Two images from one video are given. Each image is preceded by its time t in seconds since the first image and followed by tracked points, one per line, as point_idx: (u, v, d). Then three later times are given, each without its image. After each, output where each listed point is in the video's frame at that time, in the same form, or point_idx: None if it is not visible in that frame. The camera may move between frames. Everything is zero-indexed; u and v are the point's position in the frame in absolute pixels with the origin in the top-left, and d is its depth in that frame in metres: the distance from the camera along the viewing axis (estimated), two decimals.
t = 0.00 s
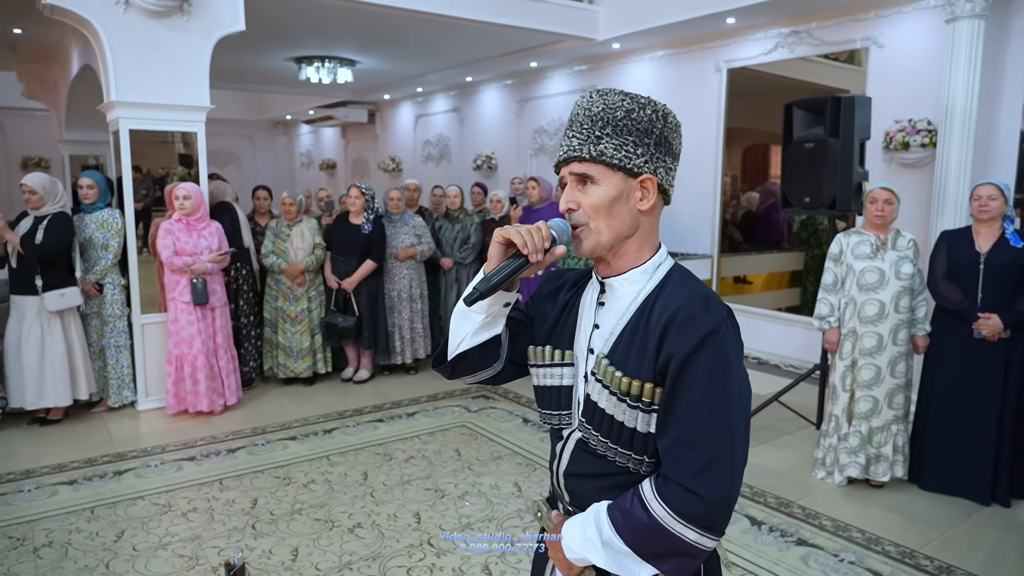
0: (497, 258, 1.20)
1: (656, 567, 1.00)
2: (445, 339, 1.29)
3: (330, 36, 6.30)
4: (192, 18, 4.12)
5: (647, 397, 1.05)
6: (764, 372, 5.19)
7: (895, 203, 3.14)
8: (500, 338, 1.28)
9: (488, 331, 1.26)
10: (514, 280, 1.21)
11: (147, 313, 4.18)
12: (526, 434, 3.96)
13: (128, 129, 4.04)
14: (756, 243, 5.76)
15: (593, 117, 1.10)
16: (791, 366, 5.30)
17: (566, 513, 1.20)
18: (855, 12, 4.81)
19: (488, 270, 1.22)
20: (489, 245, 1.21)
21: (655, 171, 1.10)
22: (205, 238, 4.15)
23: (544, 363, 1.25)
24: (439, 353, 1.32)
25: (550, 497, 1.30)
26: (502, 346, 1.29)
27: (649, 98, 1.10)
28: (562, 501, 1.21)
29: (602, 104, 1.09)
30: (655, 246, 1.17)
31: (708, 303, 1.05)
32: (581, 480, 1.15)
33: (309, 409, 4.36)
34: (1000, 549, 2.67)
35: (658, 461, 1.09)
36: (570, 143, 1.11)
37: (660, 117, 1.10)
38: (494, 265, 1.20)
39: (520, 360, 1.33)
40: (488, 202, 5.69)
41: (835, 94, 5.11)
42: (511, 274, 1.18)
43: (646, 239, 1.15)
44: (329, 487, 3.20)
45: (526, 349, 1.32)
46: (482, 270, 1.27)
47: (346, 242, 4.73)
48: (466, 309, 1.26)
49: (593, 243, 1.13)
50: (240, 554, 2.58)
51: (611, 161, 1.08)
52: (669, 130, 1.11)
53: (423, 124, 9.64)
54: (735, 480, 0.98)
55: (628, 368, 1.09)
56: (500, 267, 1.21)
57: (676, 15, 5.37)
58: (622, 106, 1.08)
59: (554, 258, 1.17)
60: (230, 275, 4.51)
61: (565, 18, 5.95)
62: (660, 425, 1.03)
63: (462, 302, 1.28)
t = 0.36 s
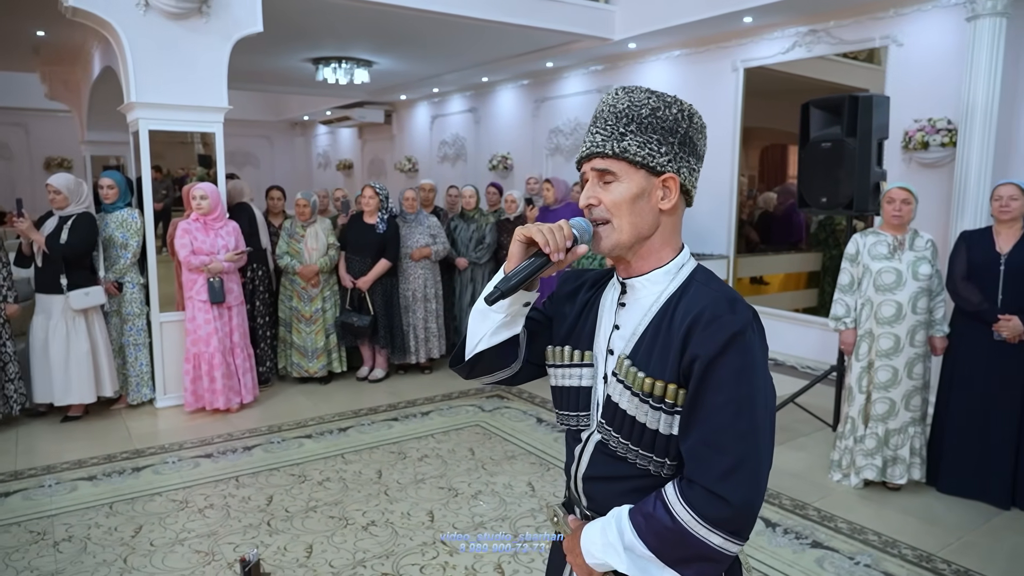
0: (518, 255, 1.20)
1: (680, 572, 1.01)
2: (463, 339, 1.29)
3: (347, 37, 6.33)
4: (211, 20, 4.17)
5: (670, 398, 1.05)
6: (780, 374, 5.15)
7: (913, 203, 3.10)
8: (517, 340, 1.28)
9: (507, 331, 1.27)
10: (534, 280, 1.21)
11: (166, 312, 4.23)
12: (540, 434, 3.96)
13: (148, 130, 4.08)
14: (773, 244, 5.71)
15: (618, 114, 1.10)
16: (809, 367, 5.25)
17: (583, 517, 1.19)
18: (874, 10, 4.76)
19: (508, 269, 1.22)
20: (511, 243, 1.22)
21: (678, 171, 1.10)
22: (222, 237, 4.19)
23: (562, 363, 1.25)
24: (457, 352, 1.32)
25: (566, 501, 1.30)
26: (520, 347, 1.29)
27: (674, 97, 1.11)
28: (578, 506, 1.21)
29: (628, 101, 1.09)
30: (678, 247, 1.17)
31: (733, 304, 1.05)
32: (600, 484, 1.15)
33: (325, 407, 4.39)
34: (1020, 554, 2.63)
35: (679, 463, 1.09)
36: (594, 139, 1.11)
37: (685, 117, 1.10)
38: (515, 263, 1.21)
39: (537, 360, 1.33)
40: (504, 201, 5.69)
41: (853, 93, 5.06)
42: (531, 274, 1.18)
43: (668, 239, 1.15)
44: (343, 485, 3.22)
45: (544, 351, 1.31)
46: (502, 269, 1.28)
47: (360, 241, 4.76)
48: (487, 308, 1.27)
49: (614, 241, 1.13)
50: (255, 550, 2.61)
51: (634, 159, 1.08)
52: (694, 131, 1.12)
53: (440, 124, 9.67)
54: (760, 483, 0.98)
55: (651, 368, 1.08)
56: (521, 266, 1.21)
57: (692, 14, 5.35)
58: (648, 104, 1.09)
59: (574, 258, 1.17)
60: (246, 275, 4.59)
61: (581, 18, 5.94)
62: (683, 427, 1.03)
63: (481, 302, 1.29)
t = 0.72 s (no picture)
0: (534, 255, 1.21)
1: (689, 570, 1.01)
2: (480, 336, 1.30)
3: (366, 38, 6.38)
4: (233, 22, 4.23)
5: (684, 397, 1.05)
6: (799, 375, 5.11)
7: (934, 203, 3.06)
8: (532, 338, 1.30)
9: (524, 329, 1.28)
10: (550, 278, 1.22)
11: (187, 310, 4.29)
12: (556, 434, 3.97)
13: (171, 131, 4.15)
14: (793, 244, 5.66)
15: (637, 115, 1.10)
16: (828, 369, 5.20)
17: (595, 514, 1.20)
18: (896, 8, 4.70)
19: (524, 268, 1.23)
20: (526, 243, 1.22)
21: (696, 172, 1.11)
22: (242, 236, 4.25)
23: (575, 360, 1.26)
24: (473, 348, 1.32)
25: (578, 497, 1.31)
26: (535, 344, 1.30)
27: (693, 99, 1.11)
28: (590, 502, 1.22)
29: (647, 102, 1.10)
30: (694, 248, 1.18)
31: (749, 305, 1.06)
32: (611, 481, 1.16)
33: (343, 406, 4.43)
34: None
35: (690, 461, 1.09)
36: (612, 140, 1.12)
37: (703, 119, 1.11)
38: (532, 262, 1.21)
39: (553, 358, 1.34)
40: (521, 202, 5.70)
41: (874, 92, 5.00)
42: (548, 273, 1.20)
43: (685, 240, 1.16)
44: (361, 482, 3.25)
45: (559, 347, 1.33)
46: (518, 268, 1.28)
47: (377, 241, 4.80)
48: (505, 306, 1.28)
49: (631, 243, 1.13)
50: (274, 545, 2.64)
51: (653, 160, 1.09)
52: (712, 132, 1.13)
53: (458, 125, 9.71)
54: (772, 483, 0.99)
55: (665, 367, 1.09)
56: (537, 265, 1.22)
57: (710, 14, 5.32)
58: (667, 105, 1.09)
59: (591, 257, 1.18)
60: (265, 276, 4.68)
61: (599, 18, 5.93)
62: (696, 426, 1.04)
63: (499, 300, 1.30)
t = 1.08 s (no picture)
0: (545, 248, 1.23)
1: (693, 561, 1.03)
2: (493, 328, 1.32)
3: (392, 39, 6.43)
4: (261, 24, 4.29)
5: (689, 391, 1.05)
6: (825, 377, 5.05)
7: (963, 203, 3.01)
8: (545, 330, 1.31)
9: (536, 322, 1.29)
10: (560, 272, 1.23)
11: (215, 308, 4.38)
12: (578, 433, 3.97)
13: (200, 131, 4.22)
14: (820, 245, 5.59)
15: (648, 114, 1.11)
16: (854, 372, 5.14)
17: (605, 505, 1.22)
18: (927, 5, 4.63)
19: (535, 261, 1.25)
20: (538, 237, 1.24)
21: (706, 170, 1.10)
22: (269, 236, 4.31)
23: (588, 354, 1.27)
24: (488, 339, 1.34)
25: (591, 489, 1.33)
26: (549, 337, 1.31)
27: (704, 97, 1.11)
28: (601, 494, 1.24)
29: (657, 102, 1.11)
30: (705, 244, 1.17)
31: (754, 300, 1.05)
32: (621, 474, 1.17)
33: (367, 403, 4.47)
34: None
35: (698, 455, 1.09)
36: (623, 139, 1.13)
37: (715, 117, 1.11)
38: (542, 255, 1.24)
39: (566, 351, 1.35)
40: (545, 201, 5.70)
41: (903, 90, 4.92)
42: (558, 266, 1.21)
43: (694, 236, 1.16)
44: (383, 479, 3.29)
45: (572, 342, 1.34)
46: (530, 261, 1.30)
47: (402, 240, 4.85)
48: (516, 299, 1.30)
49: (640, 238, 1.14)
50: (297, 539, 2.68)
51: (661, 158, 1.09)
52: (723, 130, 1.12)
53: (482, 125, 9.74)
54: (774, 475, 1.00)
55: (671, 361, 1.09)
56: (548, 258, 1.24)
57: (736, 12, 5.28)
58: (677, 104, 1.10)
59: (601, 251, 1.21)
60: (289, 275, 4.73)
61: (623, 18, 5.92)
62: (701, 420, 1.04)
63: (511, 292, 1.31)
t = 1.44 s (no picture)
0: (547, 247, 1.23)
1: (686, 544, 1.05)
2: (498, 323, 1.33)
3: (410, 40, 6.47)
4: (281, 26, 4.34)
5: (683, 380, 1.07)
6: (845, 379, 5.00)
7: (985, 204, 2.97)
8: (549, 325, 1.32)
9: (539, 316, 1.30)
10: (561, 268, 1.24)
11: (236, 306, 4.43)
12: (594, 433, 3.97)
13: (222, 132, 4.28)
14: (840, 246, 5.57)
15: (642, 117, 1.12)
16: (875, 373, 5.08)
17: (605, 492, 1.23)
18: (951, 3, 4.57)
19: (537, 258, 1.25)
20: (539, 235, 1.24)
21: (699, 169, 1.11)
22: (289, 235, 4.35)
23: (589, 348, 1.28)
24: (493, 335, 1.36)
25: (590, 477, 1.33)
26: (552, 332, 1.32)
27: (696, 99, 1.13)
28: (601, 481, 1.24)
29: (651, 106, 1.12)
30: (700, 240, 1.18)
31: (746, 293, 1.06)
32: (620, 462, 1.18)
33: (385, 402, 4.50)
34: None
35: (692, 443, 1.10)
36: (618, 141, 1.14)
37: (707, 118, 1.12)
38: (544, 253, 1.24)
39: (569, 345, 1.36)
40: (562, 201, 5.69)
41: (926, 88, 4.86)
42: (559, 263, 1.22)
43: (690, 233, 1.17)
44: (401, 477, 3.31)
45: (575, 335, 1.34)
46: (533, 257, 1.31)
47: (422, 239, 4.88)
48: (519, 294, 1.31)
49: (638, 236, 1.15)
50: (316, 536, 2.71)
51: (656, 159, 1.10)
52: (716, 129, 1.13)
53: (500, 125, 9.76)
54: (764, 461, 1.01)
55: (666, 352, 1.11)
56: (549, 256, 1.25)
57: (755, 11, 5.24)
58: (670, 107, 1.11)
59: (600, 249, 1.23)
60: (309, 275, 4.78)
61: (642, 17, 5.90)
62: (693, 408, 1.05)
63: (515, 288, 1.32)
